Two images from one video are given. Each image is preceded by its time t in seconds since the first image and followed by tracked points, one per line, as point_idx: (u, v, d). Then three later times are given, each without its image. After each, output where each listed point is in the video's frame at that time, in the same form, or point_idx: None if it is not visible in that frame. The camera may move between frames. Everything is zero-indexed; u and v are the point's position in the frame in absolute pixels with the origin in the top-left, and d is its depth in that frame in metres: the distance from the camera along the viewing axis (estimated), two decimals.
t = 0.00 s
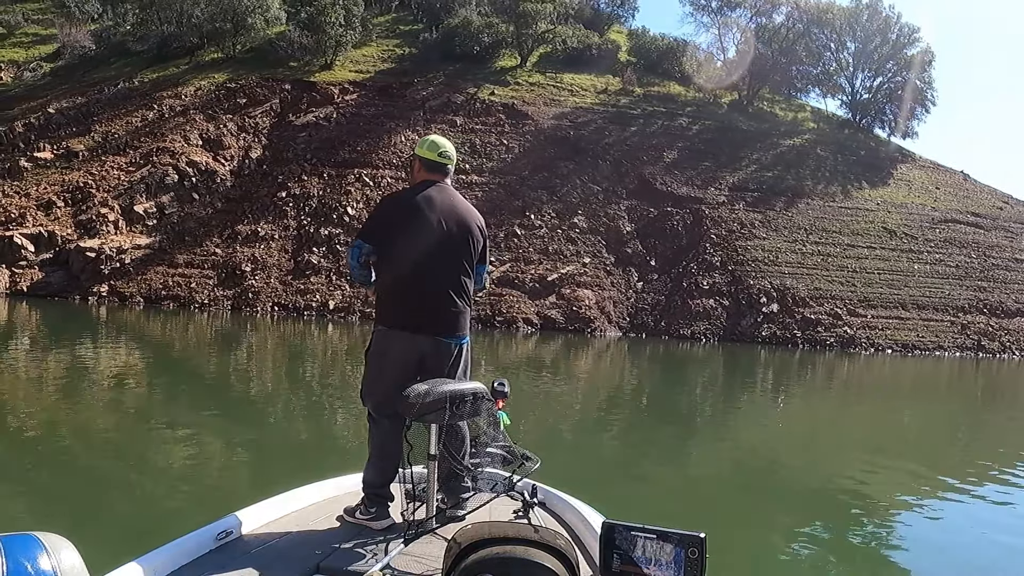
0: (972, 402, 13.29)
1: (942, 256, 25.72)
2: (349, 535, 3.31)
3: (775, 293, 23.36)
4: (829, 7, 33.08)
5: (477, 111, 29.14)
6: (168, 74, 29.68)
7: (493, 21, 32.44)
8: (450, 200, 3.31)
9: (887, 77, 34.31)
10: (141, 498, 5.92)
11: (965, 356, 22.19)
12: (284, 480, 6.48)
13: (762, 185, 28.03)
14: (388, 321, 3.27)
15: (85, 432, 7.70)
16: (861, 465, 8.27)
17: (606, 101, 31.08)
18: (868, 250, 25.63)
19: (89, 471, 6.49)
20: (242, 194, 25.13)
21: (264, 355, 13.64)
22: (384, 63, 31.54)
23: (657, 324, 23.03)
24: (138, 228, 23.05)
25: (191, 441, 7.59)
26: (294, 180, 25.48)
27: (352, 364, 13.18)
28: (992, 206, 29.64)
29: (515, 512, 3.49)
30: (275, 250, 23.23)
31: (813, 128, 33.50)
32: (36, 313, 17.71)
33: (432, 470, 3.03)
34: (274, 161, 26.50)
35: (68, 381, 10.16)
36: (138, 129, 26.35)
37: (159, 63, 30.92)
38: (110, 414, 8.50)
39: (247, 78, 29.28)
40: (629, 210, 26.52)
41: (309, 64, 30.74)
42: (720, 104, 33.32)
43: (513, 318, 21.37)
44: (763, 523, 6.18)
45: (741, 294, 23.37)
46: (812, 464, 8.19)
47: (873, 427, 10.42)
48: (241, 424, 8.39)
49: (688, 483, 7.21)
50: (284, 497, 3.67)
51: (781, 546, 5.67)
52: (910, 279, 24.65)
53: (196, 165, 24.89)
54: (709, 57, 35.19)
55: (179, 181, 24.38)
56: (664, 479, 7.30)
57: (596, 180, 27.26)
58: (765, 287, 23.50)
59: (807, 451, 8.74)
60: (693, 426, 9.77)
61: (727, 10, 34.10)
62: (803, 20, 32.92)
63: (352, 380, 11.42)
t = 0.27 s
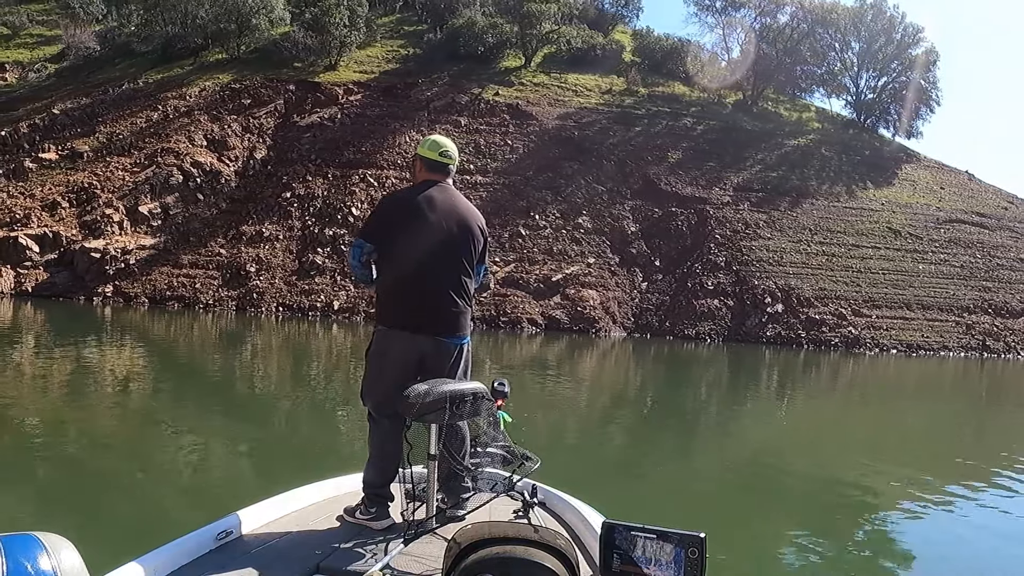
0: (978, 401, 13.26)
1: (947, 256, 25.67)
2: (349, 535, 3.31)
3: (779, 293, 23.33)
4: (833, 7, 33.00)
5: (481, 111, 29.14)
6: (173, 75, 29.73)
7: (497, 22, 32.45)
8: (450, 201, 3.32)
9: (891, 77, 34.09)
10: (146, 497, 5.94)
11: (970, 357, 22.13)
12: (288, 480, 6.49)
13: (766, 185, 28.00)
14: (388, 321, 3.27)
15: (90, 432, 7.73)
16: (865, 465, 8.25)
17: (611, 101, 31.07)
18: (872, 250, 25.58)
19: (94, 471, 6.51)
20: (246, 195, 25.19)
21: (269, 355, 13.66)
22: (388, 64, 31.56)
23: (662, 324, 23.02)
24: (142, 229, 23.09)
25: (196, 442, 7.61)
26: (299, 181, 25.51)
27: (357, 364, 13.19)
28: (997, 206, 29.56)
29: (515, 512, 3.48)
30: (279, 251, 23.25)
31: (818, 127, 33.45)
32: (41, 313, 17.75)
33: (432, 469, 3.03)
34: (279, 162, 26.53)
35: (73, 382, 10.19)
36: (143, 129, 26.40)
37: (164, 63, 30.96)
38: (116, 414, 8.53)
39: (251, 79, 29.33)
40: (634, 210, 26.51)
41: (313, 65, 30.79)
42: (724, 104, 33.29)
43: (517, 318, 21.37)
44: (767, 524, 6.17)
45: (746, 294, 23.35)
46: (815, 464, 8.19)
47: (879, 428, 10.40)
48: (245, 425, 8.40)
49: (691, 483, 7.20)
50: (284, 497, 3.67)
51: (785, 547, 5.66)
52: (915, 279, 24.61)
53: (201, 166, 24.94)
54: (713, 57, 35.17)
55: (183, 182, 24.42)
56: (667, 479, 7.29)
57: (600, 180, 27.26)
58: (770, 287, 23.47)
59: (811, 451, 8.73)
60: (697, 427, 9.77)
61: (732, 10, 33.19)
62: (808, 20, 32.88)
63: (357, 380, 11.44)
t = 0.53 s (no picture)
0: (983, 402, 13.22)
1: (951, 256, 25.61)
2: (349, 536, 3.31)
3: (784, 293, 23.30)
4: (837, 8, 32.97)
5: (486, 111, 29.15)
6: (177, 75, 29.77)
7: (501, 22, 32.42)
8: (451, 201, 3.32)
9: (896, 77, 34.03)
10: (150, 497, 5.97)
11: (974, 357, 22.09)
12: (291, 480, 6.50)
13: (770, 186, 27.96)
14: (388, 321, 3.27)
15: (95, 433, 7.75)
16: (868, 465, 8.24)
17: (615, 101, 31.05)
18: (877, 250, 25.53)
19: (99, 471, 6.54)
20: (251, 195, 25.23)
21: (274, 355, 13.68)
22: (392, 65, 31.57)
23: (666, 325, 23.00)
24: (146, 230, 23.15)
25: (200, 442, 7.63)
26: (303, 181, 25.54)
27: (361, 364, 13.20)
28: (1002, 206, 29.49)
29: (515, 513, 3.48)
30: (283, 251, 23.28)
31: (822, 127, 33.39)
32: (45, 314, 17.80)
33: (432, 469, 3.03)
34: (283, 162, 26.55)
35: (78, 382, 10.23)
36: (147, 130, 26.45)
37: (168, 64, 31.01)
38: (120, 414, 8.55)
39: (255, 79, 29.37)
40: (638, 211, 26.51)
41: (317, 65, 30.80)
42: (729, 104, 33.22)
43: (522, 318, 21.37)
44: (770, 524, 6.16)
45: (750, 294, 23.32)
46: (819, 464, 8.18)
47: (884, 428, 10.38)
48: (249, 425, 8.42)
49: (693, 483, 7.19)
50: (283, 497, 3.67)
51: (789, 547, 5.64)
52: (919, 279, 24.56)
53: (205, 167, 24.99)
54: (718, 57, 35.11)
55: (188, 182, 24.46)
56: (670, 479, 7.28)
57: (605, 180, 27.26)
58: (775, 287, 23.44)
59: (815, 452, 8.72)
60: (701, 427, 9.76)
61: (736, 9, 33.69)
62: (812, 20, 32.98)
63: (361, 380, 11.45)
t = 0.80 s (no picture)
0: (988, 402, 13.19)
1: (956, 256, 25.55)
2: (349, 536, 3.32)
3: (788, 293, 23.26)
4: (842, 7, 32.88)
5: (490, 111, 29.15)
6: (182, 76, 29.83)
7: (505, 22, 32.40)
8: (451, 201, 3.32)
9: (900, 77, 34.06)
10: (154, 497, 5.98)
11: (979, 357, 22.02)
12: (294, 480, 6.51)
13: (775, 186, 27.91)
14: (388, 320, 3.27)
15: (99, 433, 7.77)
16: (873, 466, 8.22)
17: (619, 101, 31.04)
18: (881, 250, 25.47)
19: (103, 471, 6.56)
20: (255, 195, 25.27)
21: (278, 356, 13.70)
22: (396, 65, 31.59)
23: (671, 325, 22.97)
24: (151, 230, 23.20)
25: (203, 442, 7.64)
26: (307, 182, 25.57)
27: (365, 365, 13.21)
28: (1006, 206, 29.41)
29: (515, 513, 3.48)
30: (288, 251, 23.32)
31: (827, 127, 33.34)
32: (50, 314, 17.85)
33: (432, 469, 3.04)
34: (287, 163, 26.57)
35: (82, 382, 10.25)
36: (151, 130, 26.51)
37: (172, 65, 31.08)
38: (123, 414, 8.57)
39: (260, 80, 29.42)
40: (642, 211, 26.49)
41: (322, 65, 30.83)
42: (733, 104, 33.20)
43: (526, 318, 21.36)
44: (773, 524, 6.15)
45: (755, 294, 23.28)
46: (822, 464, 8.17)
47: (889, 428, 10.36)
48: (252, 425, 8.43)
49: (695, 484, 7.18)
50: (284, 497, 3.68)
51: (792, 548, 5.64)
52: (924, 279, 24.51)
53: (210, 167, 25.04)
54: (722, 57, 35.09)
55: (192, 182, 24.51)
56: (672, 479, 7.27)
57: (609, 180, 27.26)
58: (779, 287, 23.41)
59: (819, 452, 8.70)
60: (705, 427, 9.75)
61: (740, 10, 33.33)
62: (816, 19, 32.75)
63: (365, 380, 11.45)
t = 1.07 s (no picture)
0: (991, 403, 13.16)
1: (960, 257, 25.49)
2: (348, 536, 3.32)
3: (793, 293, 23.22)
4: (846, 7, 32.83)
5: (494, 112, 29.14)
6: (186, 76, 29.88)
7: (509, 22, 32.38)
8: (451, 202, 3.32)
9: (905, 77, 33.94)
10: (157, 497, 5.99)
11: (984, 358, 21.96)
12: (296, 480, 6.51)
13: (779, 186, 27.86)
14: (388, 320, 3.27)
15: (103, 433, 7.78)
16: (876, 466, 8.20)
17: (623, 101, 31.01)
18: (886, 250, 25.42)
19: (107, 470, 6.57)
20: (260, 195, 25.31)
21: (282, 356, 13.71)
22: (400, 65, 31.61)
23: (675, 325, 22.94)
24: (155, 230, 23.23)
25: (207, 442, 7.65)
26: (312, 182, 25.60)
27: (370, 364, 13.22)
28: (1011, 206, 29.32)
29: (515, 513, 3.48)
30: (292, 251, 23.35)
31: (831, 128, 33.28)
32: (54, 314, 17.88)
33: (432, 469, 3.04)
34: (292, 163, 26.60)
35: (87, 382, 10.28)
36: (156, 130, 26.56)
37: (176, 65, 31.12)
38: (127, 414, 8.59)
39: (264, 80, 29.48)
40: (647, 211, 26.47)
41: (326, 66, 30.88)
42: (737, 104, 33.15)
43: (530, 318, 21.36)
44: (776, 525, 6.14)
45: (759, 295, 23.25)
46: (826, 464, 8.15)
47: (893, 429, 10.34)
48: (256, 425, 8.45)
49: (698, 484, 7.17)
50: (284, 497, 3.68)
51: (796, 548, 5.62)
52: (928, 280, 24.46)
53: (214, 167, 25.08)
54: (726, 57, 35.06)
55: (197, 182, 24.55)
56: (675, 479, 7.26)
57: (613, 181, 27.24)
58: (783, 288, 23.37)
59: (823, 452, 8.68)
60: (709, 427, 9.74)
61: (744, 10, 33.14)
62: (820, 19, 32.79)
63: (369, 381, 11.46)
